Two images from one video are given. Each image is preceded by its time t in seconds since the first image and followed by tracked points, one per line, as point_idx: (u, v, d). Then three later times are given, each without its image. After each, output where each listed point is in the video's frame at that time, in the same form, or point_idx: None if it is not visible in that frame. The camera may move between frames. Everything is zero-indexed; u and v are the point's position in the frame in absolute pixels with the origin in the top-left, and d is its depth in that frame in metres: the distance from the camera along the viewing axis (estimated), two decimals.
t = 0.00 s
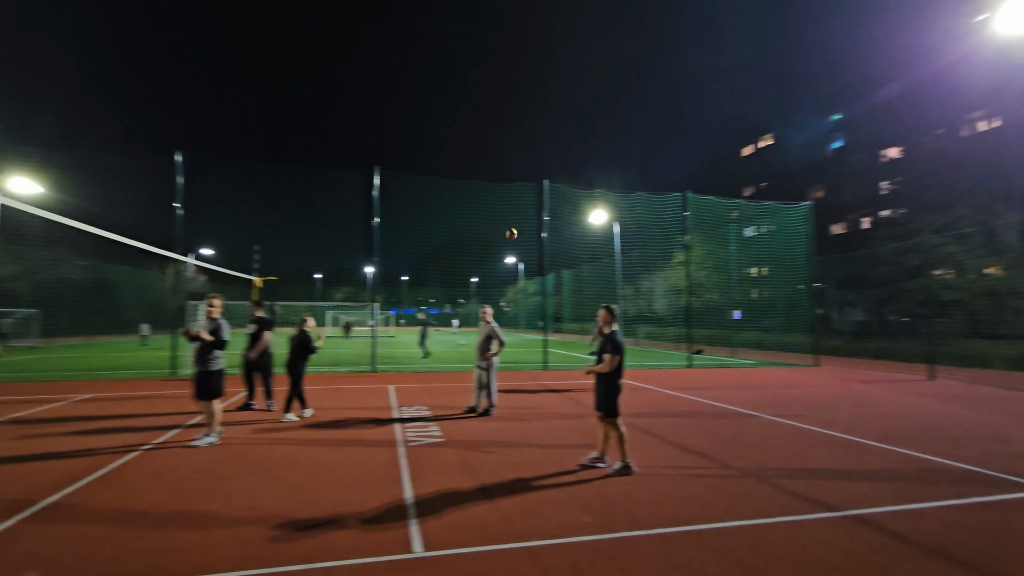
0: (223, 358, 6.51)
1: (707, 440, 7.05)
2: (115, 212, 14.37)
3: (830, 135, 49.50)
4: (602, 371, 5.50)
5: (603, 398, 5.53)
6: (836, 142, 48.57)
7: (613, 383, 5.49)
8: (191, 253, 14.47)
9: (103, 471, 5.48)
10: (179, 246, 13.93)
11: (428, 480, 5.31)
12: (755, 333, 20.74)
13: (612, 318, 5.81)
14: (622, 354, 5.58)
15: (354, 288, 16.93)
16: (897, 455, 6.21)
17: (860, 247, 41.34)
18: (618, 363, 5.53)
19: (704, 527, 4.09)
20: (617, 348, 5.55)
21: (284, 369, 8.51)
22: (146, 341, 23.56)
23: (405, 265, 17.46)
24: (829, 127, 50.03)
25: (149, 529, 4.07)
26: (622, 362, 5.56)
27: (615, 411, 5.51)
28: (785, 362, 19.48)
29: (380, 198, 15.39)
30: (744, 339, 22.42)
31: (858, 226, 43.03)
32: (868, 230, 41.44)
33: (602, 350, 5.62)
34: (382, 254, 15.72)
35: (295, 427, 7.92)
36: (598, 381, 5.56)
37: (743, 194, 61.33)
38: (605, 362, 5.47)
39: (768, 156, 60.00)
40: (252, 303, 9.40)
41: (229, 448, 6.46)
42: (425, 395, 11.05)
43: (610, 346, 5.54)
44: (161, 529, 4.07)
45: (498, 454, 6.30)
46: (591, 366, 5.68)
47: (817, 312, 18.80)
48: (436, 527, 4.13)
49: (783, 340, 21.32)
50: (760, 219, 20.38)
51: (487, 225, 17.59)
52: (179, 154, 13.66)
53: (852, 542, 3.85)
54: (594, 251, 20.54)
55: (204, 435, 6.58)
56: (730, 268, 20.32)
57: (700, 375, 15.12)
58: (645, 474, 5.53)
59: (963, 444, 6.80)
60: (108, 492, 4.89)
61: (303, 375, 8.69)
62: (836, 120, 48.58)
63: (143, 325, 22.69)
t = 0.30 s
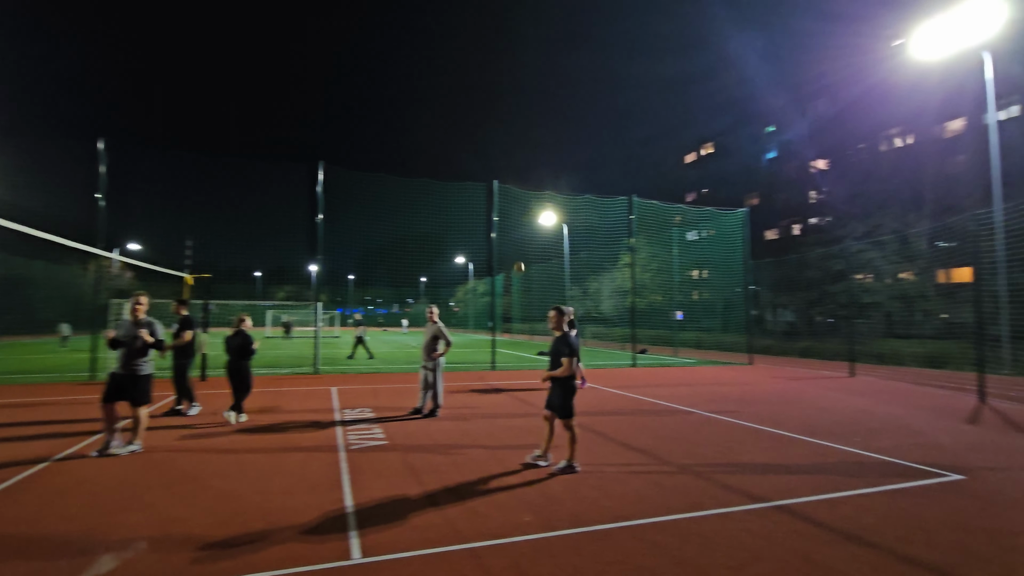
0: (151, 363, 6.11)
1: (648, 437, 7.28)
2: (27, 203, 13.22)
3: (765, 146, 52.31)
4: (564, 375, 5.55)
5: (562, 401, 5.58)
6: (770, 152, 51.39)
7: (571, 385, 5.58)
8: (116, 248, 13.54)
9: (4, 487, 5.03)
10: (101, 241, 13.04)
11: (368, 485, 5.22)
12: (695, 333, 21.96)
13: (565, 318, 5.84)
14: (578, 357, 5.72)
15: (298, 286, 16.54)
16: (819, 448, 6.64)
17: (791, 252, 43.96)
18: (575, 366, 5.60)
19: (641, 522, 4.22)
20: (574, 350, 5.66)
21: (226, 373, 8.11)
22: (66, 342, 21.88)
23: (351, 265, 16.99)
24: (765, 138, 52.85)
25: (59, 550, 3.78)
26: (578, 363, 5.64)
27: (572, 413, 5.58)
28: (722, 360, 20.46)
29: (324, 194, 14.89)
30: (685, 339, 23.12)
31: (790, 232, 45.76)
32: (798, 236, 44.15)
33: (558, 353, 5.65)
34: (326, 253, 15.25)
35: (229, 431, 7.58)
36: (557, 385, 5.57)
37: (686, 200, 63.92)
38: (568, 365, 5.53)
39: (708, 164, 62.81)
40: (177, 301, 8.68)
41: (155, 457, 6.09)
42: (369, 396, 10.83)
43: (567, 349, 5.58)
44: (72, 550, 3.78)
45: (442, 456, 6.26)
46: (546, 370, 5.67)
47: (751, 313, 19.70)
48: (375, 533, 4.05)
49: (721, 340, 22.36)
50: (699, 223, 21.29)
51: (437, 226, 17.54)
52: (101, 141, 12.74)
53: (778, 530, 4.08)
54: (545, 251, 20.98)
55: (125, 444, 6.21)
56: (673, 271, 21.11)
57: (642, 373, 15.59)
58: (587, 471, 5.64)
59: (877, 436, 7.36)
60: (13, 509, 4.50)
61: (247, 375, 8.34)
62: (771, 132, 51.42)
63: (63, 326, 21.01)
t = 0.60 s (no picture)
0: (88, 362, 5.74)
1: (608, 435, 7.37)
2: None
3: (722, 151, 53.80)
4: (528, 375, 5.53)
5: (526, 401, 5.56)
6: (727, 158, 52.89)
7: (535, 385, 5.57)
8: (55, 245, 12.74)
9: None
10: (38, 237, 12.23)
11: (325, 489, 5.10)
12: (656, 333, 22.26)
13: (530, 319, 5.84)
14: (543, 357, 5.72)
15: (254, 284, 16.09)
16: (772, 444, 6.87)
17: (748, 255, 45.41)
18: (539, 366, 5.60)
19: (600, 520, 4.26)
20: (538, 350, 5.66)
21: (177, 374, 7.77)
22: None
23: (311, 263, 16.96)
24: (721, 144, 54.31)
25: None
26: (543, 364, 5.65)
27: (535, 414, 5.57)
28: (682, 360, 20.94)
29: (282, 189, 14.38)
30: (647, 339, 23.36)
31: (746, 235, 47.26)
32: (754, 239, 45.64)
33: (522, 353, 5.65)
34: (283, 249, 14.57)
35: (178, 435, 7.26)
36: (521, 385, 5.56)
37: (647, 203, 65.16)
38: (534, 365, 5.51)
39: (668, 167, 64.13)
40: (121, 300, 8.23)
41: (92, 466, 5.74)
42: (327, 398, 10.57)
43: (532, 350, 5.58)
44: None
45: (402, 458, 6.16)
46: (511, 370, 5.65)
47: (710, 314, 20.21)
48: (330, 539, 3.95)
49: (681, 339, 22.96)
50: (661, 226, 21.42)
51: (400, 224, 17.46)
52: (39, 131, 12.02)
53: (731, 525, 4.19)
54: (507, 251, 21.25)
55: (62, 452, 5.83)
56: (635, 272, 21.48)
57: (605, 373, 15.77)
58: (548, 471, 5.66)
59: (824, 431, 7.68)
60: None
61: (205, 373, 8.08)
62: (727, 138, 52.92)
63: None
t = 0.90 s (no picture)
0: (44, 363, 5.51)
1: (583, 435, 7.41)
2: None
3: (696, 154, 54.50)
4: (502, 374, 5.54)
5: (504, 401, 5.55)
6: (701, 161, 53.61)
7: (510, 385, 5.57)
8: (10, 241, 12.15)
9: None
10: None
11: (295, 492, 5.01)
12: (631, 333, 23.02)
13: (506, 318, 5.84)
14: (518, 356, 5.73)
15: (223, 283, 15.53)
16: (741, 442, 7.01)
17: (721, 256, 46.21)
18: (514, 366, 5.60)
19: (573, 518, 4.30)
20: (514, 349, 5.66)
21: (145, 374, 7.52)
22: None
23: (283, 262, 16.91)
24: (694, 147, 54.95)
25: None
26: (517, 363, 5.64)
27: (509, 414, 5.56)
28: (657, 359, 21.20)
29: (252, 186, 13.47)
30: (622, 339, 23.93)
31: (719, 237, 48.08)
32: (726, 241, 46.48)
33: (498, 353, 5.65)
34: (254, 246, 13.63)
35: (142, 438, 7.04)
36: (498, 385, 5.55)
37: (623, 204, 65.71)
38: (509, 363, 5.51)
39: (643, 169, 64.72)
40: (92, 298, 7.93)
41: (49, 471, 5.53)
42: (299, 399, 10.36)
43: (507, 349, 5.58)
44: None
45: (376, 460, 6.11)
46: (486, 370, 5.63)
47: (684, 313, 19.72)
48: (301, 543, 3.88)
49: (655, 339, 23.36)
50: (637, 227, 21.04)
51: (375, 222, 17.22)
52: None
53: (700, 521, 4.27)
54: (484, 250, 21.18)
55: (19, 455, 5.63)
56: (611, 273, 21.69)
57: (581, 373, 15.85)
58: (522, 471, 5.68)
59: (791, 429, 7.88)
60: None
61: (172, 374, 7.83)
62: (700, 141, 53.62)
63: None
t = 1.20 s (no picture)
0: (22, 367, 5.39)
1: (571, 434, 7.42)
2: None
3: (685, 155, 54.69)
4: (489, 374, 5.52)
5: (491, 400, 5.53)
6: (690, 162, 53.87)
7: (497, 385, 5.55)
8: None
9: None
10: None
11: (282, 493, 4.98)
12: (620, 333, 23.16)
13: (492, 318, 5.82)
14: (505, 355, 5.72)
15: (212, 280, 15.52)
16: (728, 442, 7.07)
17: (709, 257, 46.56)
18: (500, 366, 5.58)
19: (560, 518, 4.31)
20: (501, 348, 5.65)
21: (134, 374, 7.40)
22: None
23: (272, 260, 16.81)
24: (683, 148, 55.10)
25: None
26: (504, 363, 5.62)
27: (496, 414, 5.56)
28: (645, 359, 21.34)
29: (240, 185, 13.29)
30: (611, 338, 24.07)
31: (707, 238, 48.44)
32: (714, 242, 46.82)
33: (484, 353, 5.63)
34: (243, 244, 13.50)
35: (125, 438, 6.95)
36: (484, 385, 5.53)
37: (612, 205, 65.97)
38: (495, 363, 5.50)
39: (632, 170, 64.93)
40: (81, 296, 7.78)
41: (29, 471, 5.44)
42: (286, 398, 10.28)
43: (494, 349, 5.56)
44: None
45: (364, 460, 6.08)
46: (473, 371, 5.62)
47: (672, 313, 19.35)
48: (286, 544, 3.85)
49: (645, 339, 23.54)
50: (627, 229, 20.76)
51: (365, 221, 17.14)
52: None
53: (686, 520, 4.30)
54: (475, 250, 21.15)
55: None
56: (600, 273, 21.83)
57: (569, 373, 15.90)
58: (510, 470, 5.68)
59: (778, 429, 7.95)
60: None
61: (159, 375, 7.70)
62: (689, 143, 53.85)
63: None
